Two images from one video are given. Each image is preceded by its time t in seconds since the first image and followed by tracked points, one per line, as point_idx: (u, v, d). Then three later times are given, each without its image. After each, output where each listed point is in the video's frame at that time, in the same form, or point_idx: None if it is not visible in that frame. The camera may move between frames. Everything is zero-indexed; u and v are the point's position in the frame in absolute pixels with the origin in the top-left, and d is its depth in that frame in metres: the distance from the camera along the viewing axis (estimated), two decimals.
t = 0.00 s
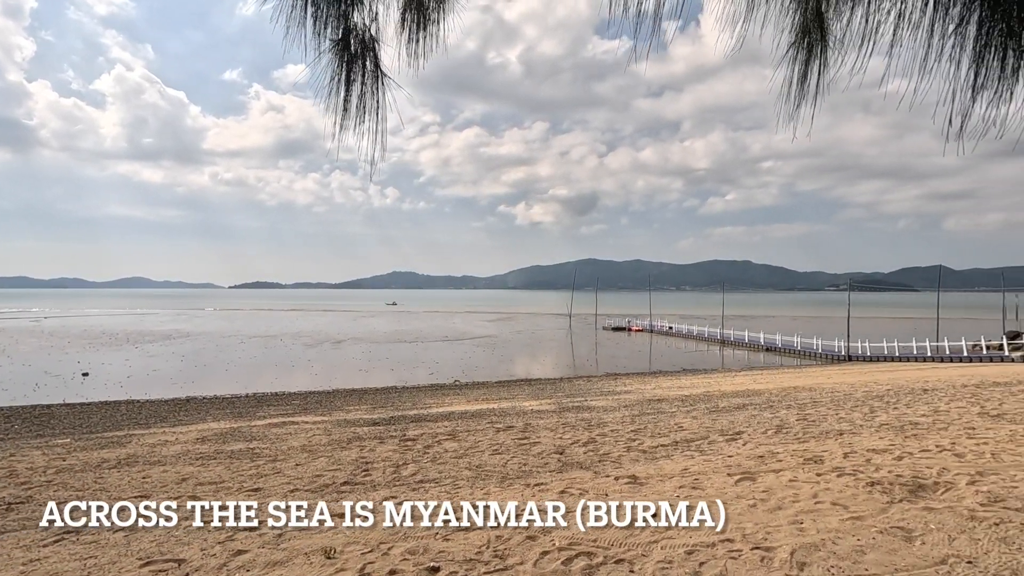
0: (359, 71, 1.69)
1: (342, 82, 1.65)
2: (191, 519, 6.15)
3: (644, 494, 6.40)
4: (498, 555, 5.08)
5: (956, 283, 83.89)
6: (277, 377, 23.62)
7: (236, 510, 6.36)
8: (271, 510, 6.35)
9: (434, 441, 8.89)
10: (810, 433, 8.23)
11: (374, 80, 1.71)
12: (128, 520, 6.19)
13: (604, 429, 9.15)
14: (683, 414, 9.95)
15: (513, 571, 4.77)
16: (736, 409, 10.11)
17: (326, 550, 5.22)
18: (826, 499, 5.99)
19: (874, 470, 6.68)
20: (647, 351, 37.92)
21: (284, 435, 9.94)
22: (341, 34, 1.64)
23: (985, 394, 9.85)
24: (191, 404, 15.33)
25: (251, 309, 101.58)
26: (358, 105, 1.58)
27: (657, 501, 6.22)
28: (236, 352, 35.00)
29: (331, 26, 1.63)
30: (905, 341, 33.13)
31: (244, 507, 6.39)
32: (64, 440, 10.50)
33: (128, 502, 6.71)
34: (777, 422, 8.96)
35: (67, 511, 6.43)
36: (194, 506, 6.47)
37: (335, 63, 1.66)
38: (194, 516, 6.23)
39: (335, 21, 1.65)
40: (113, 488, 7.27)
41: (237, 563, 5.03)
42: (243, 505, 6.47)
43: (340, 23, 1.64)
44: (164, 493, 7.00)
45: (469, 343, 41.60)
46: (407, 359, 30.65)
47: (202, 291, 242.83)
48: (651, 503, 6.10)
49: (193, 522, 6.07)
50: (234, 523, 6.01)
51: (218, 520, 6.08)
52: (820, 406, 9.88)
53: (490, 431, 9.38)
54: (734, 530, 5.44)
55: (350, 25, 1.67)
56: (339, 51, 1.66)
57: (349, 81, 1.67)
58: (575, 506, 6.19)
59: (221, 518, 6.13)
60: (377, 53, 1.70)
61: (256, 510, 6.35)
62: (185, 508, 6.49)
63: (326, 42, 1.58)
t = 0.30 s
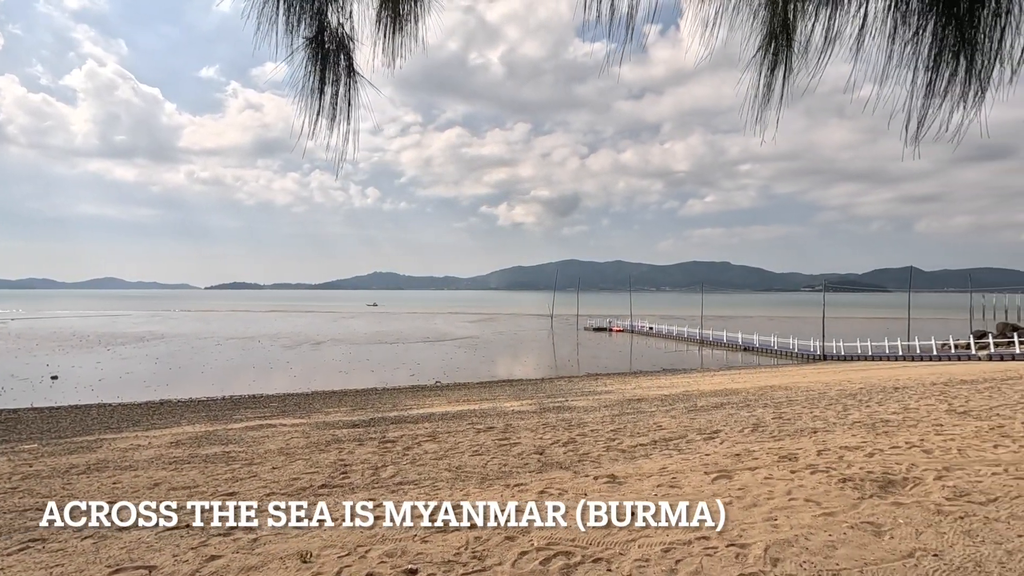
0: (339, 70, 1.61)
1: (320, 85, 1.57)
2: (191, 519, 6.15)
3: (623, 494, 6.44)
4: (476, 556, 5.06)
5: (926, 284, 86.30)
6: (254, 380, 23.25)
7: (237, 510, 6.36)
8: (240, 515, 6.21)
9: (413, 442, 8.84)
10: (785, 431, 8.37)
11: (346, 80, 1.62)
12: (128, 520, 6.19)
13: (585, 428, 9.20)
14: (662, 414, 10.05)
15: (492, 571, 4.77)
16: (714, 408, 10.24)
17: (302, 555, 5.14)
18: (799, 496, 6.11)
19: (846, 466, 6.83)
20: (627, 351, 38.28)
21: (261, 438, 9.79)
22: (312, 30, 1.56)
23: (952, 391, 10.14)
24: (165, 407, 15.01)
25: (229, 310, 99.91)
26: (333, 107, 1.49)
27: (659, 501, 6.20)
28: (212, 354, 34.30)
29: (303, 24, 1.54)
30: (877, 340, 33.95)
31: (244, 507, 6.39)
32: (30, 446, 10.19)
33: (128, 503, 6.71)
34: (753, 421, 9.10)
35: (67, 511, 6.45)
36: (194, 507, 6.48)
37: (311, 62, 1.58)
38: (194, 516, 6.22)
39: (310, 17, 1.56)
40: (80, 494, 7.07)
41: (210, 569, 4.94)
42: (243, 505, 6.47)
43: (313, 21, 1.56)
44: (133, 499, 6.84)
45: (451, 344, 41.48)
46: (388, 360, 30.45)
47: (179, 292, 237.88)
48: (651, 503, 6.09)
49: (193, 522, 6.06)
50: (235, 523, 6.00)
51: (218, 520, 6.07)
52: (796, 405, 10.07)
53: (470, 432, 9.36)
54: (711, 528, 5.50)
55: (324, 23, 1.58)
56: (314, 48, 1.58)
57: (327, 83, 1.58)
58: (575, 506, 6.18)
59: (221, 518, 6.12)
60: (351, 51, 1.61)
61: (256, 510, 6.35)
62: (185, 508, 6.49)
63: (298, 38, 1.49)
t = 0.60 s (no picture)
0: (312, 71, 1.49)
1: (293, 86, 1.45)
2: (191, 519, 6.15)
3: (603, 493, 6.48)
4: (456, 557, 5.05)
5: (900, 284, 88.44)
6: (232, 382, 22.88)
7: (236, 510, 6.35)
8: (211, 520, 6.08)
9: (394, 444, 8.78)
10: (762, 429, 8.51)
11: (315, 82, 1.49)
12: (128, 520, 6.20)
13: (566, 428, 9.24)
14: (643, 413, 10.14)
15: (472, 572, 4.76)
16: (693, 407, 10.37)
17: (279, 558, 5.06)
18: (775, 493, 6.22)
19: (821, 463, 6.96)
20: (609, 351, 38.57)
21: (239, 441, 9.64)
22: (288, 26, 1.44)
23: (923, 389, 10.40)
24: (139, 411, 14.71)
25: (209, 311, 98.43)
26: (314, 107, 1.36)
27: (657, 501, 6.18)
28: (188, 356, 33.63)
29: (277, 20, 1.43)
30: (852, 339, 34.72)
31: (244, 507, 6.38)
32: None
33: (127, 502, 6.73)
34: (732, 420, 9.21)
35: (67, 511, 6.46)
36: (194, 506, 6.47)
37: (285, 60, 1.46)
38: (194, 516, 6.23)
39: (283, 13, 1.45)
40: (49, 500, 6.88)
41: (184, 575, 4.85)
42: (243, 504, 6.47)
43: (288, 16, 1.45)
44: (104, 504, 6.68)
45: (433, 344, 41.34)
46: (370, 361, 30.24)
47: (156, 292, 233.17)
48: (650, 503, 6.08)
49: (194, 522, 6.06)
50: (235, 523, 6.00)
51: (219, 520, 6.07)
52: (773, 403, 10.24)
53: (452, 433, 9.34)
54: (689, 527, 5.56)
55: (300, 19, 1.48)
56: (290, 45, 1.47)
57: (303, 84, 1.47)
58: (575, 506, 6.17)
59: (221, 518, 6.12)
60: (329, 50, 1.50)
61: (256, 510, 6.34)
62: (185, 508, 6.49)
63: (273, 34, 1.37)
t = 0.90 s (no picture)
0: (291, 71, 1.44)
1: (272, 88, 1.39)
2: (191, 519, 6.15)
3: (584, 493, 6.51)
4: (437, 558, 5.03)
5: (874, 285, 90.58)
6: (210, 384, 22.48)
7: (236, 510, 6.35)
8: (186, 525, 5.96)
9: (375, 446, 8.71)
10: (740, 428, 8.62)
11: (292, 83, 1.43)
12: (128, 520, 6.21)
13: (547, 428, 9.27)
14: (624, 412, 10.21)
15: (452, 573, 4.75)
16: (674, 406, 10.48)
17: (256, 563, 4.99)
18: (752, 490, 6.31)
19: (797, 461, 7.08)
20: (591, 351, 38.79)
21: (217, 444, 9.48)
22: (266, 25, 1.40)
23: (896, 387, 10.66)
24: (113, 414, 14.38)
25: (188, 312, 96.78)
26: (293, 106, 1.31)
27: (658, 501, 6.17)
28: (164, 358, 32.93)
29: (254, 18, 1.39)
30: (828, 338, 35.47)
31: (244, 507, 6.38)
32: None
33: (128, 502, 6.74)
34: (711, 419, 9.33)
35: (67, 511, 6.47)
36: (195, 506, 6.47)
37: (262, 60, 1.41)
38: (194, 516, 6.23)
39: (261, 13, 1.42)
40: (18, 507, 6.68)
41: None
42: (243, 505, 6.47)
43: (265, 15, 1.41)
44: (75, 511, 6.50)
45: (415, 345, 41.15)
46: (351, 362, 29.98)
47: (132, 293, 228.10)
48: (650, 503, 6.07)
49: (193, 522, 6.06)
50: (235, 522, 6.00)
51: (219, 520, 6.08)
52: (752, 402, 10.40)
53: (434, 434, 9.29)
54: (668, 526, 5.59)
55: (277, 19, 1.44)
56: (267, 43, 1.42)
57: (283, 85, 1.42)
58: (574, 506, 6.17)
59: (221, 518, 6.12)
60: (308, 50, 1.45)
61: (256, 510, 6.33)
62: (185, 508, 6.50)
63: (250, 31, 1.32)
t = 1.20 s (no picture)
0: (268, 68, 1.40)
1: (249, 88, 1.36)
2: (191, 519, 6.11)
3: (564, 492, 6.52)
4: (415, 560, 5.00)
5: (849, 285, 92.53)
6: (185, 386, 22.04)
7: (236, 510, 6.32)
8: (157, 530, 5.82)
9: (355, 447, 8.63)
10: (718, 426, 8.74)
11: (268, 83, 1.39)
12: (128, 520, 6.18)
13: (528, 428, 9.29)
14: (604, 412, 10.27)
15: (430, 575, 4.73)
16: (653, 405, 10.58)
17: (231, 566, 4.92)
18: (729, 487, 6.40)
19: (773, 457, 7.21)
20: (573, 351, 38.99)
21: (193, 447, 9.31)
22: (242, 21, 1.36)
23: (868, 385, 10.92)
24: (84, 418, 14.02)
25: (163, 313, 94.86)
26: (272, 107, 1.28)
27: (658, 501, 6.14)
28: (138, 360, 32.16)
29: (230, 14, 1.35)
30: (804, 337, 36.18)
31: (245, 507, 6.34)
32: None
33: (128, 502, 6.71)
34: (690, 417, 9.44)
35: (68, 511, 6.46)
36: (194, 506, 6.45)
37: (238, 57, 1.37)
38: (194, 516, 6.20)
39: (236, 9, 1.38)
40: None
41: None
42: (243, 504, 6.44)
43: (242, 11, 1.37)
44: (43, 518, 6.30)
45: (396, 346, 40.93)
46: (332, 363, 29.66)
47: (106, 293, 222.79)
48: (650, 503, 6.04)
49: (194, 522, 6.02)
50: (235, 522, 5.96)
51: (219, 520, 6.03)
52: (729, 400, 10.55)
53: (414, 435, 9.24)
54: (646, 525, 5.63)
55: (253, 16, 1.41)
56: (242, 40, 1.38)
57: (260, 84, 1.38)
58: (575, 506, 6.14)
59: (221, 518, 6.08)
60: (285, 46, 1.42)
61: (256, 510, 6.30)
62: (185, 508, 6.46)
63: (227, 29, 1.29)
